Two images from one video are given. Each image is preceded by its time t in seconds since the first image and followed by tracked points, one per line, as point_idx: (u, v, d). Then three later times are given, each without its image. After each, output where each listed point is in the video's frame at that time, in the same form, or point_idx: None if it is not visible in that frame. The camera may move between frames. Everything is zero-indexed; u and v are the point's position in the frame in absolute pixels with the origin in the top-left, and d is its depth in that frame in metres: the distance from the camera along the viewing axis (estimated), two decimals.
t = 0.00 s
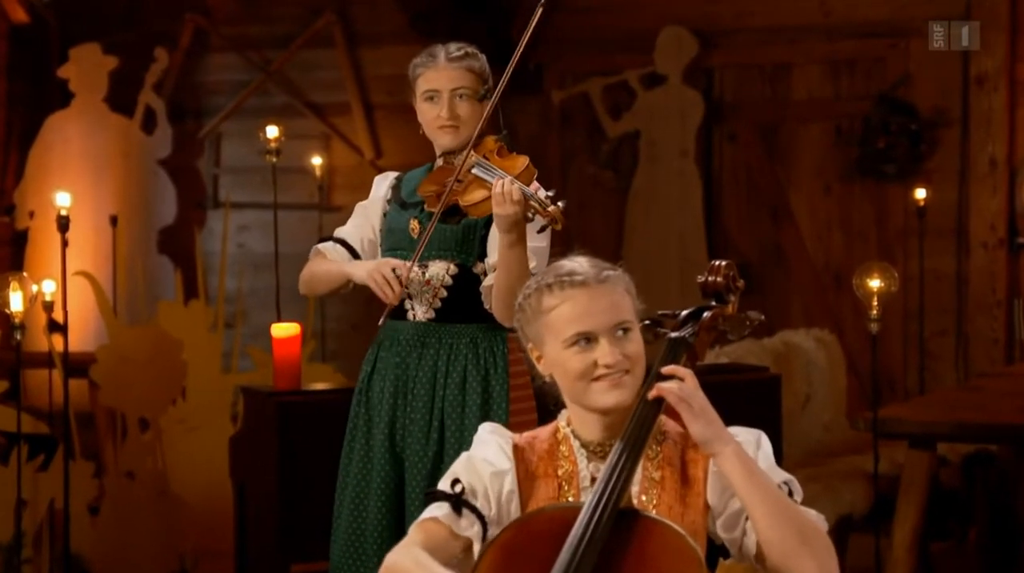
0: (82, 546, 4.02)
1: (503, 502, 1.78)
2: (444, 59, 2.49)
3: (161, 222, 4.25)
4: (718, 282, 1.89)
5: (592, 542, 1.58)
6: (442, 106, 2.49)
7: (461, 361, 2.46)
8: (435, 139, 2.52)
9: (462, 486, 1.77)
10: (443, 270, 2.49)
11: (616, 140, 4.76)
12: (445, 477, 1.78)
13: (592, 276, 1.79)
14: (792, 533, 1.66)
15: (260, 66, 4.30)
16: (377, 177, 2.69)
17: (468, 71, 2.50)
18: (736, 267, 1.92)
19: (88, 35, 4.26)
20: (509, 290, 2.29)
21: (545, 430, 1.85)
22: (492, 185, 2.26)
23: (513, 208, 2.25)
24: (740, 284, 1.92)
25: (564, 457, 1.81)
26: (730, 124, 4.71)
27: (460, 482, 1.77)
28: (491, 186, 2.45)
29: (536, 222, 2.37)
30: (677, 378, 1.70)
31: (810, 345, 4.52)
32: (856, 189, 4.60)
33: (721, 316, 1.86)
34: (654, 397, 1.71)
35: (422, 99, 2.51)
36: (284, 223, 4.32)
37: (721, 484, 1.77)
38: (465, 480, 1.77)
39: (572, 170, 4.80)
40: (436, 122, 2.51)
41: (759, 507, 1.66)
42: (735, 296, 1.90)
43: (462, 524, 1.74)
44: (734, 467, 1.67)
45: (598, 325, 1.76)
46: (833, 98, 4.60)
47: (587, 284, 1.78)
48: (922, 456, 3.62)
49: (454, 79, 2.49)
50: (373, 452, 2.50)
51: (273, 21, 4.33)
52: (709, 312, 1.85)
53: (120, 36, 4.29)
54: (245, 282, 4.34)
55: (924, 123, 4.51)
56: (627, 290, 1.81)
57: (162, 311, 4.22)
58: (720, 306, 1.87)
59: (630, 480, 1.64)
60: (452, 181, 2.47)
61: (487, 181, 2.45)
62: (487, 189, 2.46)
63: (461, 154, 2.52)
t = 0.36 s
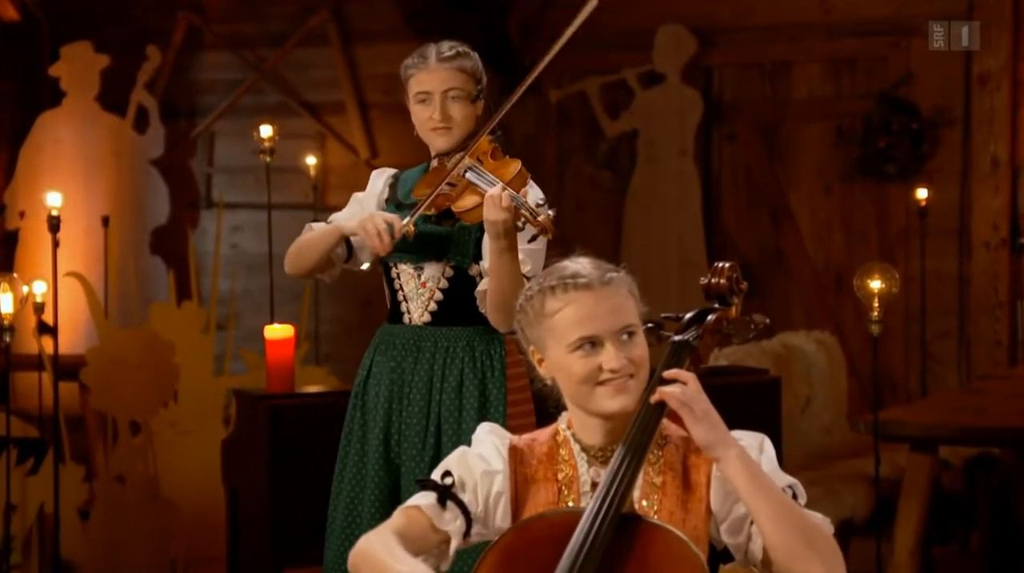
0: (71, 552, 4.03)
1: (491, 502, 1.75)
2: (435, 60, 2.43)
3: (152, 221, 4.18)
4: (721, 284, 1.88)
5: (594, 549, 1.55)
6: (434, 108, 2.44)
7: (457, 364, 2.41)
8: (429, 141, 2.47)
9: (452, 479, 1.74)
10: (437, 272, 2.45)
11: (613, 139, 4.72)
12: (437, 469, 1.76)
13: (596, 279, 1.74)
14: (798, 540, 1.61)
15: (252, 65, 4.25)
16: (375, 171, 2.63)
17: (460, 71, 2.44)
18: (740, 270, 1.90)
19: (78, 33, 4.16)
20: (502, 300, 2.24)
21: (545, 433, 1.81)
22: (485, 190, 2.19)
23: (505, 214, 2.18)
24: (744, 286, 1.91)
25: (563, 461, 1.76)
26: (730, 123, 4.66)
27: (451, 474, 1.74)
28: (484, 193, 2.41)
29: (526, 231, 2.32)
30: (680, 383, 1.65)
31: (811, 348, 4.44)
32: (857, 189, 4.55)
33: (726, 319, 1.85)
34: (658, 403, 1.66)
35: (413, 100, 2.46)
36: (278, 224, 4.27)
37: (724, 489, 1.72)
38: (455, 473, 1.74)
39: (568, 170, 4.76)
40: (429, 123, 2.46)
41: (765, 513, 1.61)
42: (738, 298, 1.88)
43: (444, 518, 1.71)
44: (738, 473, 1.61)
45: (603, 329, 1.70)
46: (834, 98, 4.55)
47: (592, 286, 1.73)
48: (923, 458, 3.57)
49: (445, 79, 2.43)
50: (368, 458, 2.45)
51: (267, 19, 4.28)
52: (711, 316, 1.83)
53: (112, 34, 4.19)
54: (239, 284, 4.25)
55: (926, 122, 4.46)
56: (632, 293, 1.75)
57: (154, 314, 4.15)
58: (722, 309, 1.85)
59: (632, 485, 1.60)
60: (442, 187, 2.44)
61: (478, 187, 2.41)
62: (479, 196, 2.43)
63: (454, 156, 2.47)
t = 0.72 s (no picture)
0: (59, 554, 3.94)
1: (487, 504, 1.69)
2: (425, 55, 2.38)
3: (141, 221, 4.13)
4: (719, 283, 1.82)
5: (589, 554, 1.47)
6: (423, 102, 2.38)
7: (443, 366, 2.35)
8: (420, 137, 2.41)
9: (445, 483, 1.69)
10: (425, 271, 2.39)
11: (609, 138, 4.67)
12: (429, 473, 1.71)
13: (598, 277, 1.68)
14: (797, 546, 1.55)
15: (244, 62, 4.19)
16: (367, 172, 2.55)
17: (451, 66, 2.38)
18: (740, 271, 1.84)
19: (66, 29, 4.12)
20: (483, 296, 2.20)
21: (541, 434, 1.75)
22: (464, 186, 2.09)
23: (484, 213, 2.09)
24: (742, 286, 1.85)
25: (559, 464, 1.70)
26: (728, 120, 4.62)
27: (443, 477, 1.69)
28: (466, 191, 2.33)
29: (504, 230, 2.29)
30: (679, 384, 1.58)
31: (810, 349, 4.38)
32: (857, 188, 4.50)
33: (725, 319, 1.80)
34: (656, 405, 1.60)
35: (403, 95, 2.40)
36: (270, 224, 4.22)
37: (721, 492, 1.67)
38: (448, 476, 1.69)
39: (564, 171, 4.75)
40: (418, 119, 2.39)
41: (763, 518, 1.55)
42: (737, 299, 1.82)
43: (440, 520, 1.67)
44: (736, 478, 1.56)
45: (605, 328, 1.64)
46: (834, 96, 4.49)
47: (594, 285, 1.67)
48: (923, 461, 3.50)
49: (436, 74, 2.37)
50: (355, 462, 2.39)
51: (259, 14, 4.22)
52: (711, 316, 1.78)
53: (100, 33, 4.16)
54: (230, 283, 4.23)
55: (926, 120, 4.37)
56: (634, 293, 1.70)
57: (143, 315, 4.09)
58: (722, 309, 1.80)
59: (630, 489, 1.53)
60: (428, 184, 2.37)
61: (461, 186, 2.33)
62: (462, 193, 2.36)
63: (443, 153, 2.40)
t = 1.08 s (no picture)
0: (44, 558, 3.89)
1: (483, 507, 1.64)
2: (413, 48, 2.33)
3: (130, 219, 4.06)
4: (716, 283, 1.75)
5: (587, 552, 1.46)
6: (411, 98, 2.32)
7: (429, 366, 2.30)
8: (407, 133, 2.35)
9: (441, 487, 1.63)
10: (411, 270, 2.34)
11: (604, 135, 4.62)
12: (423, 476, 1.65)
13: (590, 288, 1.61)
14: (793, 548, 1.51)
15: (233, 57, 4.13)
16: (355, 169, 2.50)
17: (440, 60, 2.33)
18: (736, 269, 1.79)
19: (52, 25, 4.05)
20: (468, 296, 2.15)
21: (534, 435, 1.71)
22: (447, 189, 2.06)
23: (469, 213, 2.06)
24: (739, 286, 1.79)
25: (554, 465, 1.66)
26: (725, 117, 4.55)
27: (438, 481, 1.63)
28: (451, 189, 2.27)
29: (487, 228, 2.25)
30: (674, 385, 1.54)
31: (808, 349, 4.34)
32: (855, 185, 4.44)
33: (721, 319, 1.74)
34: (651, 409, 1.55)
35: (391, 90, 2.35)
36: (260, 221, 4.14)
37: (718, 496, 1.62)
38: (443, 480, 1.63)
39: (558, 168, 4.69)
40: (406, 114, 2.34)
41: (759, 521, 1.51)
42: (733, 298, 1.77)
43: (436, 526, 1.60)
44: (731, 480, 1.52)
45: (596, 342, 1.58)
46: (832, 93, 4.43)
47: (587, 297, 1.60)
48: (923, 463, 3.45)
49: (424, 68, 2.32)
50: (339, 463, 2.33)
51: (247, 9, 4.15)
52: (707, 316, 1.72)
53: (86, 27, 4.08)
54: (219, 283, 4.14)
55: (926, 118, 4.32)
56: (629, 300, 1.63)
57: (131, 314, 4.03)
58: (718, 308, 1.74)
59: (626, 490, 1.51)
60: (413, 181, 2.31)
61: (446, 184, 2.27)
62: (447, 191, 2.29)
63: (430, 149, 2.34)
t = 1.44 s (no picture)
0: (26, 554, 3.83)
1: (482, 506, 1.62)
2: (392, 37, 2.26)
3: (115, 210, 3.99)
4: (706, 275, 1.71)
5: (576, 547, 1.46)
6: (392, 88, 2.26)
7: (414, 362, 2.24)
8: (387, 123, 2.29)
9: (438, 490, 1.60)
10: (395, 264, 2.27)
11: (597, 125, 4.55)
12: (420, 480, 1.61)
13: (574, 296, 1.56)
14: (782, 545, 1.49)
15: (220, 46, 4.06)
16: (335, 156, 2.45)
17: (421, 50, 2.27)
18: (726, 262, 1.75)
19: (35, 12, 3.97)
20: (452, 296, 2.09)
21: (526, 430, 1.69)
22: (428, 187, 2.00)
23: (451, 214, 2.00)
24: (729, 278, 1.75)
25: (545, 461, 1.65)
26: (719, 107, 4.49)
27: (436, 485, 1.60)
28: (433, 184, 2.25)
29: (471, 231, 2.17)
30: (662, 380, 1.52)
31: (803, 343, 4.24)
32: (851, 176, 4.37)
33: (711, 311, 1.69)
34: (640, 402, 1.53)
35: (370, 80, 2.29)
36: (247, 213, 4.08)
37: (710, 491, 1.59)
38: (440, 484, 1.60)
39: (550, 160, 4.64)
40: (386, 104, 2.27)
41: (748, 518, 1.49)
42: (724, 290, 1.72)
43: (439, 530, 1.58)
44: (721, 476, 1.50)
45: (579, 353, 1.54)
46: (828, 82, 4.37)
47: (570, 306, 1.55)
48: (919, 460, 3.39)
49: (404, 58, 2.26)
50: (320, 461, 2.27)
51: None
52: (696, 309, 1.68)
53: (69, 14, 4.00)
54: (205, 275, 4.09)
55: (922, 107, 4.26)
56: (614, 304, 1.58)
57: (115, 306, 3.96)
58: (709, 301, 1.69)
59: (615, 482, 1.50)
60: (395, 176, 2.27)
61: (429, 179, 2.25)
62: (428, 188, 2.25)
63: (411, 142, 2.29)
